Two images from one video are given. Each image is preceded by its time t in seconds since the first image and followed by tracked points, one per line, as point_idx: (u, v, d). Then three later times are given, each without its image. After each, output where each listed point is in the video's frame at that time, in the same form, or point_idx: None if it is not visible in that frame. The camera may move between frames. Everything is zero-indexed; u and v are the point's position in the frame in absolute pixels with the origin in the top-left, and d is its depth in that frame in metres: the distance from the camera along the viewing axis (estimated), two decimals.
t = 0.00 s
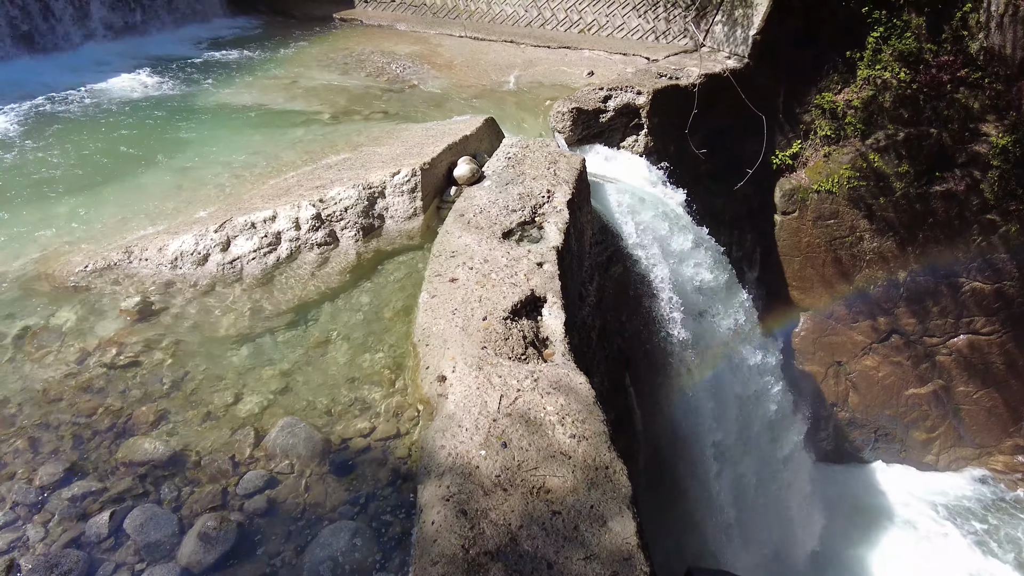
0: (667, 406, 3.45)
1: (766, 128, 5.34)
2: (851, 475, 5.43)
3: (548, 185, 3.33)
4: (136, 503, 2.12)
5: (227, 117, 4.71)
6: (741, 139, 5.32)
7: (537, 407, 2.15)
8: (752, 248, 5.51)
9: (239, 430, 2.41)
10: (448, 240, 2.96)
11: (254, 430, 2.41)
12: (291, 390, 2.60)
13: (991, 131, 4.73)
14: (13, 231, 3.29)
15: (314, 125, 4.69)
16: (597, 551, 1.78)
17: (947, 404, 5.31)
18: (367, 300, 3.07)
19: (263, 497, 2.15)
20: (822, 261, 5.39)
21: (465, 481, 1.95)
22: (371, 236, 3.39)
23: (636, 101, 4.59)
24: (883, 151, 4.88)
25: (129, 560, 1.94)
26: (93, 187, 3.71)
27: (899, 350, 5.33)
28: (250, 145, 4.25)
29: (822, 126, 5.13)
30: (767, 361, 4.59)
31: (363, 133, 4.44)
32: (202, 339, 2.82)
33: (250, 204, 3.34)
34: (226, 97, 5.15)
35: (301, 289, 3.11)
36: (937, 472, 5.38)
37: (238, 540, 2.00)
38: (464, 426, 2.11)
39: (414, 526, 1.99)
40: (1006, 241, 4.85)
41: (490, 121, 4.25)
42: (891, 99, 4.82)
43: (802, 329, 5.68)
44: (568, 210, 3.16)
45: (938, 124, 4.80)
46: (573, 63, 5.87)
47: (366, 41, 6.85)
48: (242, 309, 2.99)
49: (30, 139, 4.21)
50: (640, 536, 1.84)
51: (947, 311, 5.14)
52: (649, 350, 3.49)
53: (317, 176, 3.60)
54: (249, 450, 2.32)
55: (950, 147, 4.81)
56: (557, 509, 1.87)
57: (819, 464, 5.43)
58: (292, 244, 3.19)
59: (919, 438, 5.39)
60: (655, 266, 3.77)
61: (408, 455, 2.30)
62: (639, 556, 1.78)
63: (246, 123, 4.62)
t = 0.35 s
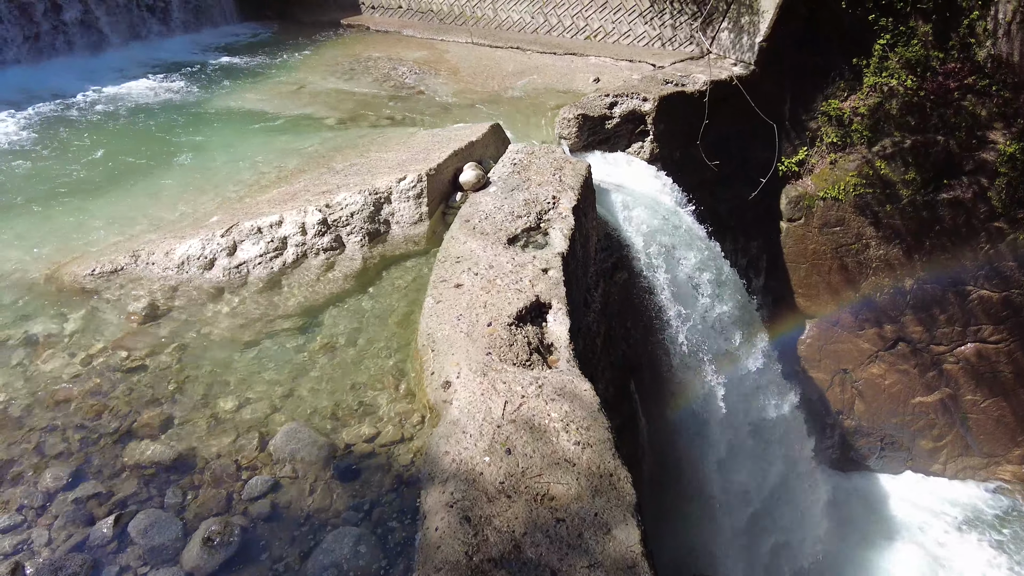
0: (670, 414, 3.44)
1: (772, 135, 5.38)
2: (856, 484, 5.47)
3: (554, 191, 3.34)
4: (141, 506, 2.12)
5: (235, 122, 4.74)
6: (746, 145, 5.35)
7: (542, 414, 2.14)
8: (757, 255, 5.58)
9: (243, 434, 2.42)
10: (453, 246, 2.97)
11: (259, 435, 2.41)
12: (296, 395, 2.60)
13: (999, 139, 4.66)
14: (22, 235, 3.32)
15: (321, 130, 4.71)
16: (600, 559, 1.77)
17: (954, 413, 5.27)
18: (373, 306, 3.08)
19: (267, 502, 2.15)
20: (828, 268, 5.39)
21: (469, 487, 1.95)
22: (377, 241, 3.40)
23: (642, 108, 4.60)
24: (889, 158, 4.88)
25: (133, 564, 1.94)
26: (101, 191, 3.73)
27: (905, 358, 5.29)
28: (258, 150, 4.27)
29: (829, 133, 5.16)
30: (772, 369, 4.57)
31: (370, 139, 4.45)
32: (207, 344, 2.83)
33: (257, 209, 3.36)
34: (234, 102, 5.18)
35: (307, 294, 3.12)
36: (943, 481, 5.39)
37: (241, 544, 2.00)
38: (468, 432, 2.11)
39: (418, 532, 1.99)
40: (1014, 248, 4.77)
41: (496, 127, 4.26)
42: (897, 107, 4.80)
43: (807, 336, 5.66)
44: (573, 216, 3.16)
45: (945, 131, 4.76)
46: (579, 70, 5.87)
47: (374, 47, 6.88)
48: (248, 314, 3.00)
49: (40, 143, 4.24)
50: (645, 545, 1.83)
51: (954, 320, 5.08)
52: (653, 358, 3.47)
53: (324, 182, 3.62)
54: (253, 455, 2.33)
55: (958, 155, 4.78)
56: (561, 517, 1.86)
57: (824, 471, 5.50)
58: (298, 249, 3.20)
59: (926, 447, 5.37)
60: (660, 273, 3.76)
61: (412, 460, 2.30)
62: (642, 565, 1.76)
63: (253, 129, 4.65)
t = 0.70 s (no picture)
0: (675, 423, 3.42)
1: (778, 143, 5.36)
2: (859, 495, 5.47)
3: (559, 199, 3.33)
4: (146, 511, 2.13)
5: (241, 129, 4.76)
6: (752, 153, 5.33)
7: (546, 421, 2.14)
8: (762, 262, 5.57)
9: (248, 440, 2.42)
10: (459, 253, 2.97)
11: (263, 440, 2.42)
12: (300, 401, 2.60)
13: (1005, 147, 4.65)
14: (31, 240, 3.34)
15: (327, 137, 4.73)
16: (605, 568, 1.76)
17: (962, 422, 5.22)
18: (377, 312, 3.09)
19: (271, 509, 2.15)
20: (834, 276, 5.37)
21: (473, 494, 1.95)
22: (382, 247, 3.40)
23: (647, 115, 4.60)
24: (896, 166, 4.90)
25: (137, 569, 1.94)
26: (108, 197, 3.76)
27: (912, 366, 5.25)
28: (264, 156, 4.30)
29: (834, 141, 5.16)
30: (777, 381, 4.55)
31: (376, 146, 4.47)
32: (212, 349, 2.84)
33: (263, 214, 3.37)
34: (241, 109, 5.21)
35: (311, 300, 3.12)
36: (950, 492, 5.35)
37: (245, 550, 2.00)
38: (472, 440, 2.11)
39: (422, 539, 1.98)
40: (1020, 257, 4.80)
41: (501, 134, 4.27)
42: (903, 114, 4.84)
43: (813, 344, 5.62)
44: (579, 224, 3.17)
45: (952, 139, 4.77)
46: (585, 77, 5.88)
47: (381, 54, 6.92)
48: (253, 319, 3.01)
49: (48, 149, 4.28)
50: (649, 554, 1.82)
51: (961, 328, 5.06)
52: (658, 366, 3.45)
53: (330, 188, 3.63)
54: (258, 461, 2.33)
55: (965, 163, 4.77)
56: (565, 525, 1.86)
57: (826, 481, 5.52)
58: (304, 255, 3.21)
59: (933, 457, 5.34)
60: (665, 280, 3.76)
61: (415, 467, 2.29)
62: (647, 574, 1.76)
63: (261, 135, 4.68)
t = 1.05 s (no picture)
0: (680, 430, 3.41)
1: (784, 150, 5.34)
2: (866, 502, 5.44)
3: (564, 206, 3.34)
4: (149, 517, 2.13)
5: (248, 135, 4.79)
6: (757, 160, 5.29)
7: (551, 429, 2.13)
8: (767, 270, 5.52)
9: (252, 445, 2.42)
10: (464, 259, 2.98)
11: (267, 446, 2.42)
12: (305, 407, 2.60)
13: (1011, 156, 4.65)
14: (38, 245, 3.36)
15: (333, 143, 4.75)
16: None
17: (969, 432, 5.19)
18: (383, 318, 3.09)
19: (275, 515, 2.15)
20: (839, 284, 5.35)
21: (477, 502, 1.94)
22: (387, 254, 3.41)
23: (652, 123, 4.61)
24: (902, 174, 4.87)
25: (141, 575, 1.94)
26: (116, 202, 3.78)
27: (918, 376, 5.24)
28: (270, 162, 4.32)
29: (840, 149, 5.19)
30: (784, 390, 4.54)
31: (382, 152, 4.49)
32: (217, 354, 2.85)
33: (269, 220, 3.38)
34: (248, 115, 5.24)
35: (317, 306, 3.14)
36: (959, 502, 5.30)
37: (249, 557, 2.00)
38: (476, 447, 2.10)
39: (425, 547, 1.98)
40: None
41: (507, 141, 4.28)
42: (909, 123, 4.82)
43: (819, 353, 5.59)
44: (583, 230, 3.17)
45: (958, 147, 4.76)
46: (590, 85, 5.90)
47: (387, 61, 6.96)
48: (259, 325, 3.02)
49: (55, 154, 4.31)
50: (654, 564, 1.81)
51: (968, 337, 5.04)
52: (663, 373, 3.45)
53: (336, 195, 3.64)
54: (262, 466, 2.33)
55: (971, 172, 4.77)
56: (570, 534, 1.85)
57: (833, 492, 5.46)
58: (309, 261, 3.22)
59: (940, 466, 5.29)
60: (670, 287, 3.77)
61: (419, 474, 2.29)
62: None
63: (267, 141, 4.70)
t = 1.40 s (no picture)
0: (684, 437, 3.39)
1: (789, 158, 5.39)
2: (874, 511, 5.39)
3: (569, 212, 3.34)
4: (154, 520, 2.13)
5: (255, 140, 4.81)
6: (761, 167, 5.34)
7: (555, 436, 2.13)
8: (773, 277, 5.51)
9: (257, 450, 2.42)
10: (469, 265, 2.98)
11: (272, 450, 2.42)
12: (310, 412, 2.61)
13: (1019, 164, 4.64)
14: (46, 249, 3.38)
15: (339, 149, 4.77)
16: None
17: (977, 441, 5.15)
18: (388, 323, 3.10)
19: (279, 520, 2.14)
20: (845, 292, 5.32)
21: (482, 508, 1.94)
22: (393, 259, 3.42)
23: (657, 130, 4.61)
24: (908, 182, 4.86)
25: None
26: (123, 206, 3.80)
27: (924, 384, 5.20)
28: (277, 167, 4.34)
29: (846, 156, 5.17)
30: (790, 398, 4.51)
31: (388, 158, 4.51)
32: (223, 359, 2.86)
33: (276, 225, 3.40)
34: (255, 121, 5.27)
35: (322, 311, 3.14)
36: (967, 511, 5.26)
37: (253, 561, 2.00)
38: (481, 453, 2.10)
39: (428, 554, 1.97)
40: None
41: (512, 147, 4.29)
42: (915, 130, 4.87)
43: (824, 360, 5.57)
44: (589, 237, 3.17)
45: (964, 155, 4.77)
46: (595, 91, 5.91)
47: (394, 67, 6.99)
48: (264, 329, 3.03)
49: (64, 159, 4.34)
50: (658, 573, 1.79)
51: (974, 346, 4.99)
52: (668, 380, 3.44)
53: (342, 200, 3.64)
54: (267, 471, 2.33)
55: (978, 179, 4.75)
56: (574, 541, 1.84)
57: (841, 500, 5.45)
58: (315, 266, 3.24)
59: (947, 475, 5.27)
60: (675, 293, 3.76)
61: (423, 480, 2.29)
62: None
63: (274, 146, 4.73)
